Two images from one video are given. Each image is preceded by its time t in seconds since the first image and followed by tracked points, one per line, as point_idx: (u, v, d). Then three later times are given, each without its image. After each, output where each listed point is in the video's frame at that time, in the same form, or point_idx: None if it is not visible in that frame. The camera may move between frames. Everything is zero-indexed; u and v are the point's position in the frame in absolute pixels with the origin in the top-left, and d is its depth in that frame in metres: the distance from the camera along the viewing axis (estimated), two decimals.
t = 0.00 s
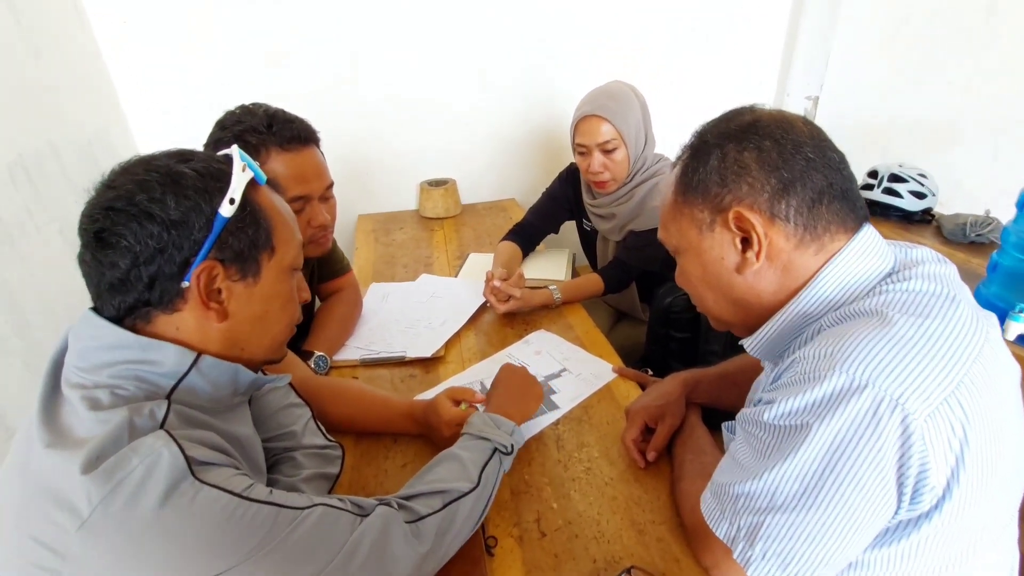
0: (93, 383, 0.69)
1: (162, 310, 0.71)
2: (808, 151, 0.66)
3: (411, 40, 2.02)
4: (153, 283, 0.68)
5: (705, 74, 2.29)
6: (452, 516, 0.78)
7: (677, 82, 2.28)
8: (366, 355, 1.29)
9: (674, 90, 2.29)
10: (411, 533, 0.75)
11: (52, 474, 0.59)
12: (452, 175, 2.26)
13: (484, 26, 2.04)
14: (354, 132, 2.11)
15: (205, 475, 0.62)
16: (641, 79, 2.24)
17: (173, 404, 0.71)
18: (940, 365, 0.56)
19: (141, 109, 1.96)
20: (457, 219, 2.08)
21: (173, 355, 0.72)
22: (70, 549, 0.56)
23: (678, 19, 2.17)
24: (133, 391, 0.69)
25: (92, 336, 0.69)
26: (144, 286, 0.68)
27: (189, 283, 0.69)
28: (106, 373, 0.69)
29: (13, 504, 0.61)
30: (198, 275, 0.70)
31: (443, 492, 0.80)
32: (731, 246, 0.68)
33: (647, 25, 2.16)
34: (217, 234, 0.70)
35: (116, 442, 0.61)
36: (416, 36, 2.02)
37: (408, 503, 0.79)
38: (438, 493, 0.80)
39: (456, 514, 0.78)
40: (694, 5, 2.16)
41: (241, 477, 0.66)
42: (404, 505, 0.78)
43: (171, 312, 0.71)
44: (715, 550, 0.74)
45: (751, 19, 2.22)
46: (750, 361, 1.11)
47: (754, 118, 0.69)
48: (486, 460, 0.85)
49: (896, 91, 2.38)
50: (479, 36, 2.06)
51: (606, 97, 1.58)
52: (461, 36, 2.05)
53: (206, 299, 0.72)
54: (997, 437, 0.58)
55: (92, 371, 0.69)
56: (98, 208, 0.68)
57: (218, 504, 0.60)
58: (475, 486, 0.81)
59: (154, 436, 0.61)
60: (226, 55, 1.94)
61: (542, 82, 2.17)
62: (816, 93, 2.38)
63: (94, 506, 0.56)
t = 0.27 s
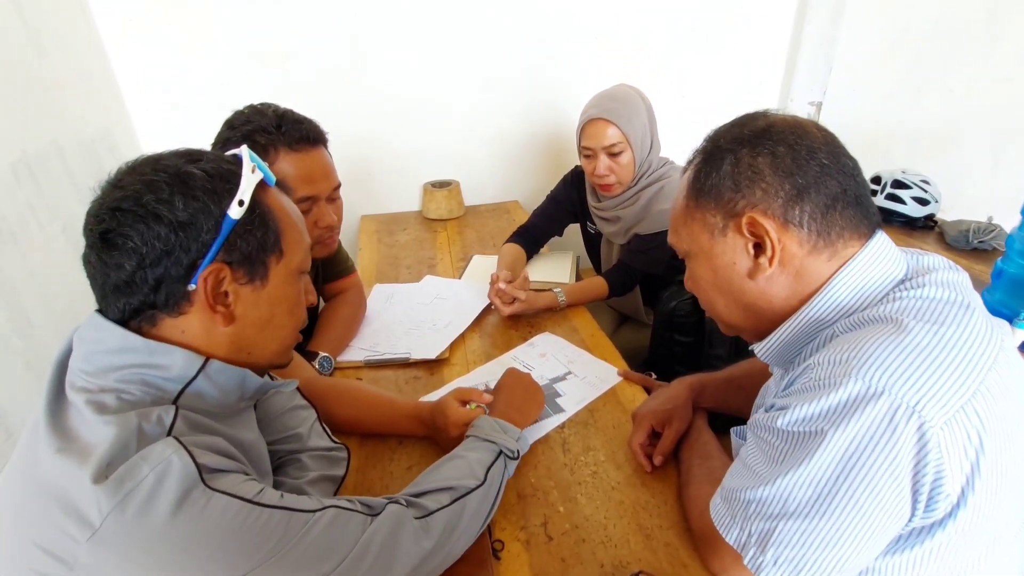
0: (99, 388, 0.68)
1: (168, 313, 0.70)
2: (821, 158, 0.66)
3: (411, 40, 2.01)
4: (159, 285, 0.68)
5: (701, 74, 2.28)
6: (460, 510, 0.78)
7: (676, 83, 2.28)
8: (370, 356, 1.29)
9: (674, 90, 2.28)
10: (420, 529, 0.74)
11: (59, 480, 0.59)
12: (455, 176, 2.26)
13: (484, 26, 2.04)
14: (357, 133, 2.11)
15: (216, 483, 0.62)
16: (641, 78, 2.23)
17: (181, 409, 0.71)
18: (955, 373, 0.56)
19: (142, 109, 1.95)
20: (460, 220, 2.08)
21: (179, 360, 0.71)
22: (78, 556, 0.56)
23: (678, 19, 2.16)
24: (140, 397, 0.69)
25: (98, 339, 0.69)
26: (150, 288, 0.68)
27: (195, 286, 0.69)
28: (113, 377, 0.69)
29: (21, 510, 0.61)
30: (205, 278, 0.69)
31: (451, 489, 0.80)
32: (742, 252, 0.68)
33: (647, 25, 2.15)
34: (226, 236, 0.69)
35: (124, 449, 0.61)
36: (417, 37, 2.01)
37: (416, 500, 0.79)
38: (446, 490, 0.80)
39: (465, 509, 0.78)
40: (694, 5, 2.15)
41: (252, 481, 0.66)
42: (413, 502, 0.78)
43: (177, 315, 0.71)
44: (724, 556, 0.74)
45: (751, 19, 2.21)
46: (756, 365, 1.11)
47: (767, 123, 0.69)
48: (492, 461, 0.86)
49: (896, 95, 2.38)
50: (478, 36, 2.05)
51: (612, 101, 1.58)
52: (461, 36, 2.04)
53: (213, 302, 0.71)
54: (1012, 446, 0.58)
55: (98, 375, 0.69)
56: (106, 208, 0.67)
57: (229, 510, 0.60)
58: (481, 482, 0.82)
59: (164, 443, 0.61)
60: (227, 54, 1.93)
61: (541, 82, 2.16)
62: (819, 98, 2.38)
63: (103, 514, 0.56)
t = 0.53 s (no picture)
0: (98, 387, 0.67)
1: (169, 312, 0.69)
2: (830, 159, 0.65)
3: (411, 40, 2.01)
4: (161, 284, 0.67)
5: (700, 74, 2.27)
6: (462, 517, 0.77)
7: (675, 82, 2.27)
8: (370, 356, 1.28)
9: (673, 90, 2.28)
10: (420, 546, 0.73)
11: (55, 480, 0.58)
12: (455, 175, 2.25)
13: (484, 26, 2.03)
14: (356, 132, 2.10)
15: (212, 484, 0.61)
16: (640, 77, 2.22)
17: (179, 408, 0.70)
18: (965, 375, 0.56)
19: (141, 109, 1.94)
20: (460, 220, 2.08)
21: (180, 359, 0.70)
22: (74, 558, 0.55)
23: (678, 20, 2.16)
24: (139, 396, 0.68)
25: (98, 338, 0.68)
26: (152, 286, 0.67)
27: (198, 285, 0.68)
28: (112, 376, 0.68)
29: (16, 510, 0.60)
30: (208, 278, 0.68)
31: (457, 506, 0.78)
32: (750, 253, 0.68)
33: (648, 25, 2.14)
34: (229, 235, 0.68)
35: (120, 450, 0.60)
36: (418, 38, 2.01)
37: (419, 514, 0.77)
38: (451, 508, 0.78)
39: (469, 533, 0.77)
40: (694, 5, 2.14)
41: (250, 484, 0.65)
42: (416, 516, 0.76)
43: (179, 314, 0.70)
44: (728, 558, 0.73)
45: (750, 19, 2.21)
46: (758, 367, 1.11)
47: (776, 123, 0.68)
48: (507, 473, 0.84)
49: (897, 97, 2.38)
50: (478, 36, 2.04)
51: (616, 101, 1.58)
52: (462, 35, 2.03)
53: (215, 302, 0.70)
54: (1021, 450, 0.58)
55: (97, 374, 0.68)
56: (108, 205, 0.66)
57: (226, 513, 0.59)
58: (492, 501, 0.80)
59: (161, 443, 0.60)
60: (226, 52, 1.92)
61: (541, 81, 2.16)
62: (820, 100, 2.38)
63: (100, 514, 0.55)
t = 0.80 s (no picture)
0: (94, 380, 0.66)
1: (168, 305, 0.69)
2: (837, 156, 0.65)
3: (412, 40, 2.00)
4: (160, 277, 0.66)
5: (700, 74, 2.27)
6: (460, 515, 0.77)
7: (674, 83, 2.27)
8: (368, 354, 1.27)
9: (673, 90, 2.27)
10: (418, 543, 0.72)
11: (50, 475, 0.57)
12: (454, 174, 2.24)
13: (483, 26, 2.03)
14: (356, 132, 2.09)
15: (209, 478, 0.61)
16: (639, 77, 2.22)
17: (177, 403, 0.69)
18: (970, 376, 0.56)
19: (139, 108, 1.94)
20: (460, 219, 2.07)
21: (177, 353, 0.69)
22: (68, 554, 0.54)
23: (679, 20, 2.16)
24: (136, 390, 0.67)
25: (95, 331, 0.67)
26: (151, 279, 0.66)
27: (198, 278, 0.67)
28: (109, 370, 0.67)
29: (9, 507, 0.59)
30: (208, 271, 0.68)
31: (454, 502, 0.78)
32: (754, 250, 0.67)
33: (648, 26, 2.14)
34: (230, 229, 0.68)
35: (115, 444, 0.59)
36: (418, 37, 2.00)
37: (416, 511, 0.77)
38: (448, 504, 0.78)
39: (467, 527, 0.77)
40: (694, 5, 2.14)
41: (246, 480, 0.65)
42: (412, 514, 0.76)
43: (177, 308, 0.69)
44: (729, 559, 0.73)
45: (750, 19, 2.20)
46: (759, 367, 1.10)
47: (782, 120, 0.68)
48: (503, 469, 0.84)
49: (896, 99, 2.39)
50: (478, 36, 2.04)
51: (617, 100, 1.57)
52: (462, 34, 2.03)
53: (215, 296, 0.70)
54: None
55: (93, 367, 0.67)
56: (108, 197, 0.65)
57: (221, 508, 0.59)
58: (488, 497, 0.79)
59: (157, 436, 0.60)
60: (226, 50, 1.91)
61: (540, 81, 2.15)
62: (820, 102, 2.39)
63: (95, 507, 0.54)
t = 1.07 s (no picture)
0: (95, 374, 0.66)
1: (170, 299, 0.68)
2: (844, 156, 0.65)
3: (412, 40, 2.00)
4: (162, 271, 0.66)
5: (700, 75, 2.27)
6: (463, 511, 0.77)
7: (676, 83, 2.26)
8: (370, 351, 1.27)
9: (674, 90, 2.27)
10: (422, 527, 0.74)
11: (53, 469, 0.57)
12: (456, 173, 2.24)
13: (483, 26, 2.03)
14: (357, 130, 2.09)
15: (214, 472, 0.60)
16: (640, 77, 2.21)
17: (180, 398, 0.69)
18: (977, 377, 0.56)
19: (141, 108, 1.94)
20: (462, 218, 2.07)
21: (181, 347, 0.69)
22: (70, 548, 0.54)
23: (680, 21, 2.15)
24: (138, 384, 0.67)
25: (98, 325, 0.67)
26: (154, 274, 0.66)
27: (200, 273, 0.67)
28: (110, 364, 0.67)
29: (12, 501, 0.59)
30: (211, 265, 0.67)
31: (455, 488, 0.79)
32: (760, 249, 0.67)
33: (649, 26, 2.14)
34: (233, 223, 0.68)
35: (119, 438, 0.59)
36: (420, 36, 2.00)
37: (419, 497, 0.78)
38: (450, 489, 0.79)
39: (467, 510, 0.77)
40: (694, 5, 2.13)
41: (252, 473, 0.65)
42: (416, 501, 0.77)
43: (179, 303, 0.69)
44: (732, 559, 0.73)
45: (751, 19, 2.20)
46: (762, 368, 1.10)
47: (789, 119, 0.68)
48: (494, 460, 0.85)
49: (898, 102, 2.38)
50: (478, 35, 2.04)
51: (625, 94, 1.58)
52: (463, 33, 2.03)
53: (217, 290, 0.70)
54: None
55: (95, 361, 0.67)
56: (110, 190, 0.65)
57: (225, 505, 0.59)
58: (485, 484, 0.80)
59: (162, 430, 0.60)
60: (228, 47, 1.91)
61: (541, 81, 2.15)
62: (823, 104, 2.39)
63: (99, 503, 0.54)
